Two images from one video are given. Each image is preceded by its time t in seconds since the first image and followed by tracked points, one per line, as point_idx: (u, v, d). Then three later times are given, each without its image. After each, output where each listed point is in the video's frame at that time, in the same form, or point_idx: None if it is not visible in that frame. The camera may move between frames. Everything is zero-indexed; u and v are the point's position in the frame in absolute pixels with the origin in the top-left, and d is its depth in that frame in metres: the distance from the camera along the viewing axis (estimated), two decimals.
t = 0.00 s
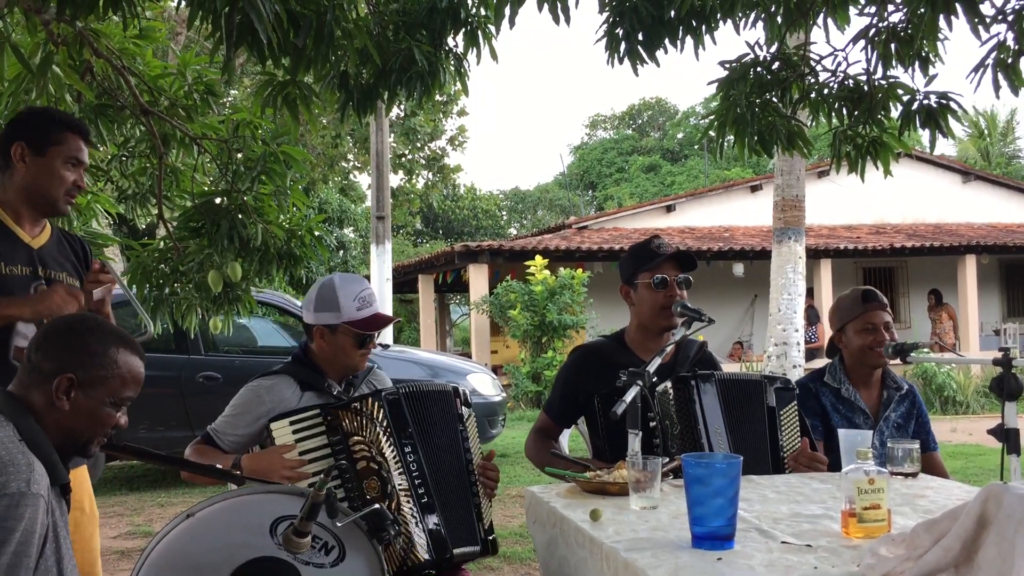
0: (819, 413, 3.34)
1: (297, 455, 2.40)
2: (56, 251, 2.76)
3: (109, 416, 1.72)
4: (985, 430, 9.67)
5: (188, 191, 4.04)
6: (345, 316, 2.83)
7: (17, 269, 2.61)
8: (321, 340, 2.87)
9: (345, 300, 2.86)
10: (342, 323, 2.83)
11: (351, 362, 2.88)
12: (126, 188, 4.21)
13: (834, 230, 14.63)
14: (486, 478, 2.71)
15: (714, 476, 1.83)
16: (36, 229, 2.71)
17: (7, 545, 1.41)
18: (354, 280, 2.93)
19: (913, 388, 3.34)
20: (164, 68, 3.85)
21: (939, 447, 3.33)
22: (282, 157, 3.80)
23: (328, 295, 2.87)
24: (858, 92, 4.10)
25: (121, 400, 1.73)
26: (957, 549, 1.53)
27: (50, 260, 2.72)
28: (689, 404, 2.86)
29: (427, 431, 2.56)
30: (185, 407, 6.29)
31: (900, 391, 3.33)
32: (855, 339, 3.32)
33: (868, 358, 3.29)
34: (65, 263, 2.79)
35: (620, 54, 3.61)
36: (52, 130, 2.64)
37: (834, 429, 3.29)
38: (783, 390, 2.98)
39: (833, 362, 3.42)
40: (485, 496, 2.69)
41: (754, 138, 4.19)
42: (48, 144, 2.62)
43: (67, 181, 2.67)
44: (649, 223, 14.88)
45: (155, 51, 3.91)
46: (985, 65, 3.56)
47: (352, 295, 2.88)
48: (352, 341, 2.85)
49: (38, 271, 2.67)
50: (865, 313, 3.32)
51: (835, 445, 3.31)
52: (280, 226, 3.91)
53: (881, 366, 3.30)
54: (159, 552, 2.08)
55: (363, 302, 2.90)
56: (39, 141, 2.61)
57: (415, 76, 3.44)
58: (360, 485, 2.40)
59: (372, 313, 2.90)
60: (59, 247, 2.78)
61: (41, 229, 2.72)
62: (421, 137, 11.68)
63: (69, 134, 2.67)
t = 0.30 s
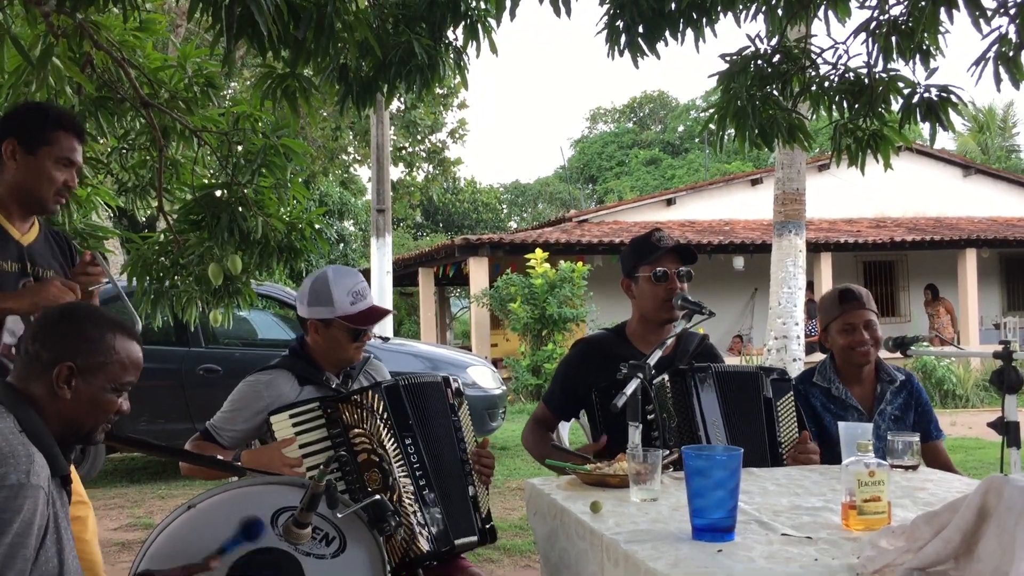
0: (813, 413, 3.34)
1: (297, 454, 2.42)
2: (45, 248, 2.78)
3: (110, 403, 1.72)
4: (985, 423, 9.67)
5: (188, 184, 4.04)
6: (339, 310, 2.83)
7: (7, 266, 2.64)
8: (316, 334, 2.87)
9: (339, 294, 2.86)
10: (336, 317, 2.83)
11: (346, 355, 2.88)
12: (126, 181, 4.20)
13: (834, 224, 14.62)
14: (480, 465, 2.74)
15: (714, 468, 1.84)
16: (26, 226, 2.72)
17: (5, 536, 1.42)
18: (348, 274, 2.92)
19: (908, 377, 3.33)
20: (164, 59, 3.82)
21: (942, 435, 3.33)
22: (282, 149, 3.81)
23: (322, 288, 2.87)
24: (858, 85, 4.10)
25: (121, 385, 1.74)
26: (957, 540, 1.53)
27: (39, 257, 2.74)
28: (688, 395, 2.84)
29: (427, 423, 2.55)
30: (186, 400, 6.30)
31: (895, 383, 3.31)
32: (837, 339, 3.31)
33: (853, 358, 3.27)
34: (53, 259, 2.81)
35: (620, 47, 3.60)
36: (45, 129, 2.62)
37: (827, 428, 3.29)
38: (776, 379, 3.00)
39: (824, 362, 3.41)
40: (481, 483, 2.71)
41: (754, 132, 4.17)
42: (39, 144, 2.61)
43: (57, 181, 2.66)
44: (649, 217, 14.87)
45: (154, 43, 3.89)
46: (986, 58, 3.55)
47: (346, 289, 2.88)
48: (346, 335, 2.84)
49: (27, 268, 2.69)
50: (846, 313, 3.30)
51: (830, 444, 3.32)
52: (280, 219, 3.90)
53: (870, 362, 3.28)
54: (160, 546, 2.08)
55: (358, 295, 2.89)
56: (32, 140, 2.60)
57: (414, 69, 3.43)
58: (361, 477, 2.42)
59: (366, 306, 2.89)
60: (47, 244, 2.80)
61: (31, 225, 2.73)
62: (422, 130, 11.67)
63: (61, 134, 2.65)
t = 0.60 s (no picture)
0: (807, 409, 3.33)
1: (293, 444, 2.41)
2: (45, 233, 2.78)
3: (110, 400, 1.72)
4: (985, 417, 9.68)
5: (189, 177, 4.05)
6: (328, 302, 2.83)
7: (8, 249, 2.64)
8: (308, 327, 2.87)
9: (328, 285, 2.86)
10: (325, 308, 2.83)
11: (338, 346, 2.87)
12: (127, 173, 4.20)
13: (835, 217, 14.60)
14: (475, 456, 2.73)
15: (715, 459, 1.84)
16: (25, 210, 2.71)
17: (4, 525, 1.42)
18: (337, 265, 2.92)
19: (899, 365, 3.34)
20: (165, 52, 3.82)
21: (937, 420, 3.33)
22: (282, 142, 3.80)
23: (311, 279, 2.87)
24: (861, 77, 4.08)
25: (123, 385, 1.74)
26: (958, 532, 1.53)
27: (38, 241, 2.74)
28: (688, 387, 2.88)
29: (424, 416, 2.56)
30: (187, 392, 6.31)
31: (886, 372, 3.31)
32: (821, 331, 3.35)
33: (836, 349, 3.31)
34: (52, 245, 2.82)
35: (621, 39, 3.59)
36: (59, 118, 2.63)
37: (822, 421, 3.29)
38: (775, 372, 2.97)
39: (814, 355, 3.42)
40: (476, 473, 2.70)
41: (756, 125, 4.17)
42: (53, 132, 2.61)
43: (65, 170, 2.67)
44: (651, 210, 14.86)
45: (155, 35, 3.89)
46: (988, 52, 3.55)
47: (335, 280, 2.88)
48: (336, 326, 2.85)
49: (28, 252, 2.69)
50: (827, 305, 3.33)
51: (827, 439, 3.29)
52: (281, 212, 3.89)
53: (857, 351, 3.30)
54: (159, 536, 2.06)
55: (347, 286, 2.89)
56: (46, 128, 2.60)
57: (415, 61, 3.42)
58: (359, 469, 2.42)
59: (357, 296, 2.89)
60: (45, 228, 2.80)
61: (30, 209, 2.73)
62: (423, 123, 11.66)
63: (74, 125, 2.66)
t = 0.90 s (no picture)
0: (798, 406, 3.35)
1: (297, 441, 2.44)
2: (53, 233, 2.78)
3: (102, 375, 1.71)
4: (985, 416, 9.68)
5: (189, 174, 4.06)
6: (330, 297, 2.83)
7: (15, 248, 2.63)
8: (310, 323, 2.87)
9: (329, 280, 2.86)
10: (327, 303, 2.83)
11: (341, 343, 2.87)
12: (128, 171, 4.21)
13: (835, 216, 14.61)
14: (474, 456, 2.74)
15: (718, 457, 1.84)
16: (33, 210, 2.71)
17: (12, 518, 1.42)
18: (338, 261, 2.92)
19: (893, 366, 3.33)
20: (166, 49, 3.82)
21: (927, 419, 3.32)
22: (283, 140, 3.80)
23: (313, 275, 2.87)
24: (862, 76, 4.08)
25: (115, 355, 1.73)
26: (961, 529, 1.53)
27: (47, 241, 2.74)
28: (691, 384, 2.86)
29: (427, 414, 2.56)
30: (187, 389, 6.31)
31: (879, 374, 3.31)
32: (813, 337, 3.32)
33: (829, 354, 3.30)
34: (60, 245, 2.82)
35: (623, 37, 3.59)
36: (82, 130, 2.64)
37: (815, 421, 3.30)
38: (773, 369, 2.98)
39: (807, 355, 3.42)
40: (476, 473, 2.72)
41: (757, 123, 4.17)
42: (74, 144, 2.62)
43: (80, 180, 2.68)
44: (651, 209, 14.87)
45: (156, 32, 3.88)
46: (990, 50, 3.55)
47: (337, 275, 2.88)
48: (338, 322, 2.85)
49: (35, 251, 2.69)
50: (818, 312, 3.29)
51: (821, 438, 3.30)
52: (282, 210, 3.89)
53: (848, 356, 3.29)
54: (164, 533, 2.06)
55: (348, 281, 2.89)
56: (68, 139, 2.61)
57: (417, 59, 3.42)
58: (361, 466, 2.44)
59: (359, 292, 2.89)
60: (54, 228, 2.80)
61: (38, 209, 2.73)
62: (423, 121, 11.65)
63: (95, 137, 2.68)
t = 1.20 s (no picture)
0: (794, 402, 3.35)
1: (296, 441, 2.44)
2: (64, 235, 2.81)
3: (78, 373, 1.68)
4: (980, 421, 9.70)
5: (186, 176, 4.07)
6: (333, 299, 2.83)
7: (26, 249, 2.65)
8: (311, 325, 2.87)
9: (332, 283, 2.86)
10: (330, 306, 2.84)
11: (341, 346, 2.87)
12: (125, 173, 4.22)
13: (831, 220, 14.64)
14: (474, 463, 2.71)
15: (711, 461, 1.84)
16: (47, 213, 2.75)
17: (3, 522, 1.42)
18: (341, 264, 2.93)
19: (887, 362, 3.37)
20: (164, 51, 3.82)
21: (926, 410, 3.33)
22: (280, 142, 3.80)
23: (316, 277, 2.88)
24: (858, 82, 4.08)
25: (93, 353, 1.70)
26: (952, 533, 1.53)
27: (57, 243, 2.76)
28: (687, 389, 2.88)
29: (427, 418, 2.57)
30: (182, 392, 6.30)
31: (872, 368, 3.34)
32: (815, 340, 3.31)
33: (831, 357, 3.29)
34: (71, 245, 2.84)
35: (620, 41, 3.60)
36: (101, 142, 2.69)
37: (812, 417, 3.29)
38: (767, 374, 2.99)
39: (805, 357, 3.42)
40: (475, 482, 2.71)
41: (754, 128, 4.19)
42: (94, 155, 2.68)
43: (95, 189, 2.73)
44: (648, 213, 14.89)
45: (153, 35, 3.88)
46: (986, 56, 3.56)
47: (340, 278, 2.88)
48: (340, 324, 2.85)
49: (47, 252, 2.71)
50: (823, 316, 3.28)
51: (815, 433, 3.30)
52: (279, 213, 3.90)
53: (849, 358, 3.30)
54: (158, 535, 2.07)
55: (351, 284, 2.89)
56: (88, 149, 2.66)
57: (414, 62, 3.43)
58: (360, 468, 2.44)
59: (361, 295, 2.89)
60: (64, 231, 2.82)
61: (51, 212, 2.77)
62: (420, 124, 11.66)
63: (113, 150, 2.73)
